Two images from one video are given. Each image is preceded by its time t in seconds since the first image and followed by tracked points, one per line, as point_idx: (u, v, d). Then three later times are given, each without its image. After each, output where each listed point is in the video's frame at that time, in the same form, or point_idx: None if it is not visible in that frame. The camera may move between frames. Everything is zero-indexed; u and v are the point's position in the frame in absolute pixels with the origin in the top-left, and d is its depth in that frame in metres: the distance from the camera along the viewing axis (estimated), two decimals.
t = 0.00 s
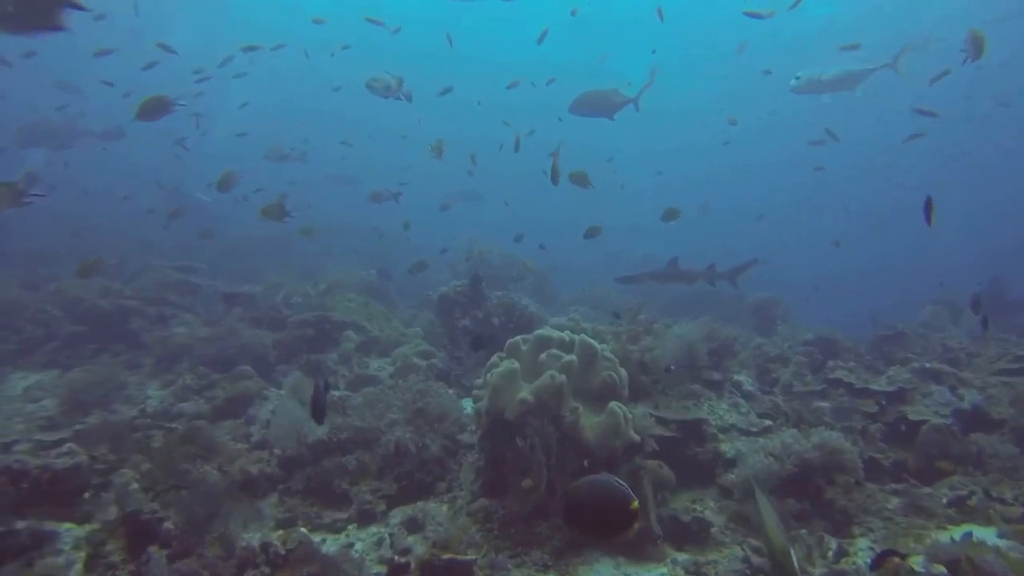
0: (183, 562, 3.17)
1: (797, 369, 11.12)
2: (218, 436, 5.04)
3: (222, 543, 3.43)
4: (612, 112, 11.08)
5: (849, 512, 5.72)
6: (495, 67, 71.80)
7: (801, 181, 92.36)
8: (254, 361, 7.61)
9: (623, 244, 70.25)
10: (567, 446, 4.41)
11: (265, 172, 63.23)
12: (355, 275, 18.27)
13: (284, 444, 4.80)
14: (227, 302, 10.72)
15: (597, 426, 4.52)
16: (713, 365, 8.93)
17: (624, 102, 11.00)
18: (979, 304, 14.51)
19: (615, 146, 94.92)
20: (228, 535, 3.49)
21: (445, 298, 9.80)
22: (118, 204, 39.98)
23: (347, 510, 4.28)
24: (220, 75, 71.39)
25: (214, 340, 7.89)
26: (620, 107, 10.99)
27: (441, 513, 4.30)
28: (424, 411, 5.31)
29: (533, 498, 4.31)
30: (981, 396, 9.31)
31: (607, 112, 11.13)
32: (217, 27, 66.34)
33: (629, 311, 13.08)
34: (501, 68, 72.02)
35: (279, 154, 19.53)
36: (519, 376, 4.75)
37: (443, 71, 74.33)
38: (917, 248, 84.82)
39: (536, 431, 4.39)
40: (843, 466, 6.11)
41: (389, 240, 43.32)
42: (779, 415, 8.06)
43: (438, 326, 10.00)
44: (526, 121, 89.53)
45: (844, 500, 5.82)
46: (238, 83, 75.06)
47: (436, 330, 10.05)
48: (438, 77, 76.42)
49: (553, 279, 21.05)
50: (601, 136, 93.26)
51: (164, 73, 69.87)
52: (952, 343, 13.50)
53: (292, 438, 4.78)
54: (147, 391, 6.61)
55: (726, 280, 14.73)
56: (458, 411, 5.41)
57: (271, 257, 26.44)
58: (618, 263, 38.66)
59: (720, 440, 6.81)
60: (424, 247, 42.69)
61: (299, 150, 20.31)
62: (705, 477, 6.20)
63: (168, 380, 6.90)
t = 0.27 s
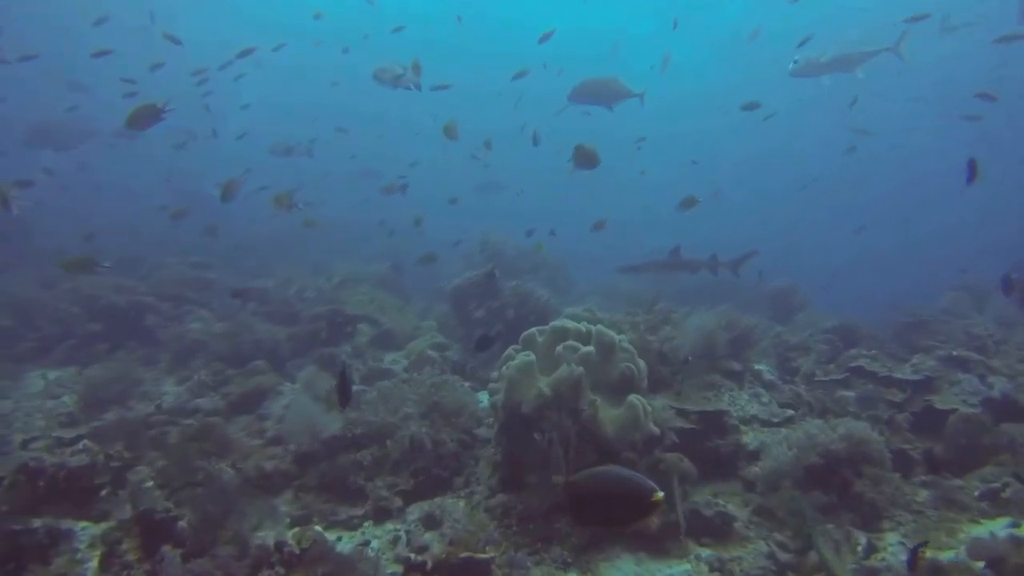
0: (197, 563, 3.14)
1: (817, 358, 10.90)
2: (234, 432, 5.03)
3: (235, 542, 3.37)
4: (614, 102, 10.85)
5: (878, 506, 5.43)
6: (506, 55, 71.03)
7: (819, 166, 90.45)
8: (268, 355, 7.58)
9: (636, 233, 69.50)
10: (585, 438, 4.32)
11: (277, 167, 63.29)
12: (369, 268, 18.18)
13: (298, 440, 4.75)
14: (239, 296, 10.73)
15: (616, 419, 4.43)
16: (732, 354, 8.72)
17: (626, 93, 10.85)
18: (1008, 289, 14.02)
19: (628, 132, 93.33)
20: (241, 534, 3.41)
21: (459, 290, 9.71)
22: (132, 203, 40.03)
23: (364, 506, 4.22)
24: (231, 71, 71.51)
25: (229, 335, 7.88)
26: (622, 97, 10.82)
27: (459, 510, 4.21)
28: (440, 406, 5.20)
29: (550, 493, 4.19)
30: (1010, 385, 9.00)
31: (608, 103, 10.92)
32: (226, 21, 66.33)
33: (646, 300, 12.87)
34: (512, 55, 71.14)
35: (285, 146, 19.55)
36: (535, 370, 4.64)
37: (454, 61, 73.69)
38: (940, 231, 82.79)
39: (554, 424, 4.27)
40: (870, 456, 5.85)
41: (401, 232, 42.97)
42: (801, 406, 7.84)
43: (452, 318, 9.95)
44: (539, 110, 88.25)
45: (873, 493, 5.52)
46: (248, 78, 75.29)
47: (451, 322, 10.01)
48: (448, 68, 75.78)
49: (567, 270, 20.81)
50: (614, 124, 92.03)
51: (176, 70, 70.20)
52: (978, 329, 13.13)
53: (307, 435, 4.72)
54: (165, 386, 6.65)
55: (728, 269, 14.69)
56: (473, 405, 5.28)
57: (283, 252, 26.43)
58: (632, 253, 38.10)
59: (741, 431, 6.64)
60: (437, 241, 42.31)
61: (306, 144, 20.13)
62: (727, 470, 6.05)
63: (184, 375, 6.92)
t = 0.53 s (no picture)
0: (211, 561, 3.10)
1: (839, 345, 10.64)
2: (248, 429, 5.01)
3: (250, 541, 3.33)
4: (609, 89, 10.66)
5: (907, 497, 5.24)
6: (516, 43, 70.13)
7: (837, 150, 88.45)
8: (283, 350, 7.57)
9: (649, 222, 68.82)
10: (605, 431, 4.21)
11: (289, 162, 63.39)
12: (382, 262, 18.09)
13: (313, 436, 4.71)
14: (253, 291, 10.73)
15: (636, 411, 4.30)
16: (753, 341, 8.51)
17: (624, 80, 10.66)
18: None
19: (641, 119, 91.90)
20: (258, 532, 3.37)
21: (472, 281, 9.62)
22: (146, 202, 40.22)
23: (381, 501, 4.18)
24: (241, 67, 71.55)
25: (243, 330, 7.84)
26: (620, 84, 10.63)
27: (476, 506, 4.14)
28: (455, 400, 5.11)
29: (569, 487, 4.09)
30: None
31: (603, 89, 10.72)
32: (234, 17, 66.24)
33: (662, 289, 12.64)
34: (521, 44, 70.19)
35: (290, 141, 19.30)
36: (553, 361, 4.53)
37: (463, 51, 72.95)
38: (962, 213, 80.84)
39: (573, 417, 4.17)
40: (899, 444, 5.62)
41: (412, 225, 42.80)
42: (824, 394, 7.64)
43: (467, 309, 9.86)
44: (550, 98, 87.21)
45: (902, 484, 5.31)
46: (257, 73, 75.13)
47: (465, 314, 9.92)
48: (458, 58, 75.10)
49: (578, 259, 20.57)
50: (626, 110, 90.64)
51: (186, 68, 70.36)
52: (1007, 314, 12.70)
53: (320, 430, 4.65)
54: (180, 383, 6.67)
55: (728, 259, 14.87)
56: (488, 398, 5.18)
57: (290, 247, 26.24)
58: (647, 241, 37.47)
59: (763, 421, 6.48)
60: (448, 232, 42.05)
61: (311, 138, 19.84)
62: (749, 461, 5.89)
63: (200, 372, 6.92)
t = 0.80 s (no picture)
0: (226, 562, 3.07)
1: (862, 333, 10.38)
2: (263, 426, 4.99)
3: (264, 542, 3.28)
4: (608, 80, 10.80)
5: (940, 490, 5.02)
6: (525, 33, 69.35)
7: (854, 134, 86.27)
8: (297, 347, 7.56)
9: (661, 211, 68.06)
10: (626, 425, 4.11)
11: (300, 160, 63.54)
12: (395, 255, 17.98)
13: (328, 433, 4.68)
14: (267, 288, 10.76)
15: (656, 404, 4.18)
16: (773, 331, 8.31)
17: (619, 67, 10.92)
18: None
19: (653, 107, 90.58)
20: (273, 532, 3.40)
21: (487, 274, 9.54)
22: (159, 202, 40.41)
23: (397, 499, 4.13)
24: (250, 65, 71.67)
25: (258, 328, 7.85)
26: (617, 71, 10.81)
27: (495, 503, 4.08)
28: (472, 395, 5.03)
29: (589, 484, 3.99)
30: None
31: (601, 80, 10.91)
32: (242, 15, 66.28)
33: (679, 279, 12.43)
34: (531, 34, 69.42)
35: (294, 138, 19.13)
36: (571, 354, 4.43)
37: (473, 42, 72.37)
38: (986, 196, 78.47)
39: (592, 411, 4.07)
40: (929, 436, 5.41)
41: (424, 219, 42.65)
42: (848, 383, 7.44)
43: (481, 303, 9.79)
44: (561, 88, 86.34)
45: (936, 477, 5.04)
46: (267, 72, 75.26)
47: (480, 307, 9.83)
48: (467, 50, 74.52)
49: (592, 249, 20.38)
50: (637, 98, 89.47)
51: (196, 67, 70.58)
52: None
53: (336, 428, 4.63)
54: (196, 381, 6.70)
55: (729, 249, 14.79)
56: (505, 392, 5.09)
57: (301, 244, 26.23)
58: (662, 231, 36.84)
59: (785, 412, 6.33)
60: (462, 226, 41.78)
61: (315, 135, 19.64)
62: (772, 453, 5.75)
63: (215, 369, 6.93)
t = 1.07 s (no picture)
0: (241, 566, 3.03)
1: (886, 323, 10.10)
2: (279, 425, 4.96)
3: (280, 544, 3.23)
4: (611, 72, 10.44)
5: (976, 487, 4.79)
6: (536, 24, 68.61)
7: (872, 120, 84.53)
8: (311, 345, 7.53)
9: (673, 202, 67.32)
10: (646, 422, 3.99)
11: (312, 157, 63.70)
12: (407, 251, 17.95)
13: (342, 432, 4.62)
14: (280, 286, 10.76)
15: (678, 400, 4.04)
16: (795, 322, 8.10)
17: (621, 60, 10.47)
18: None
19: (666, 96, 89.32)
20: (288, 534, 3.26)
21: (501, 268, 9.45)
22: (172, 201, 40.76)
23: (414, 499, 4.06)
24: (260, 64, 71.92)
25: (273, 326, 7.85)
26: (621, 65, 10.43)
27: (514, 503, 3.98)
28: (487, 392, 4.94)
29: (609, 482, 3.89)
30: None
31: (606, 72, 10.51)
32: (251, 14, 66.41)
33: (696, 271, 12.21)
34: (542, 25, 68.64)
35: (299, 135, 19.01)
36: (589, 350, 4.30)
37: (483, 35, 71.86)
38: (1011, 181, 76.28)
39: (611, 409, 3.96)
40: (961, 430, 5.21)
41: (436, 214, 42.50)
42: (873, 376, 7.21)
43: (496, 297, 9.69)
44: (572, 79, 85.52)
45: (968, 475, 4.82)
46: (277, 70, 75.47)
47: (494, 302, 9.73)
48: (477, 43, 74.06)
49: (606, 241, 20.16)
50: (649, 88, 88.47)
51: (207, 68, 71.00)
52: None
53: (351, 427, 4.57)
54: (211, 379, 6.69)
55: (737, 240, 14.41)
56: (521, 388, 4.99)
57: (313, 240, 26.29)
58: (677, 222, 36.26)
59: (809, 407, 6.16)
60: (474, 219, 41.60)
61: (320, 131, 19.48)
62: (796, 448, 5.58)
63: (229, 368, 6.93)
